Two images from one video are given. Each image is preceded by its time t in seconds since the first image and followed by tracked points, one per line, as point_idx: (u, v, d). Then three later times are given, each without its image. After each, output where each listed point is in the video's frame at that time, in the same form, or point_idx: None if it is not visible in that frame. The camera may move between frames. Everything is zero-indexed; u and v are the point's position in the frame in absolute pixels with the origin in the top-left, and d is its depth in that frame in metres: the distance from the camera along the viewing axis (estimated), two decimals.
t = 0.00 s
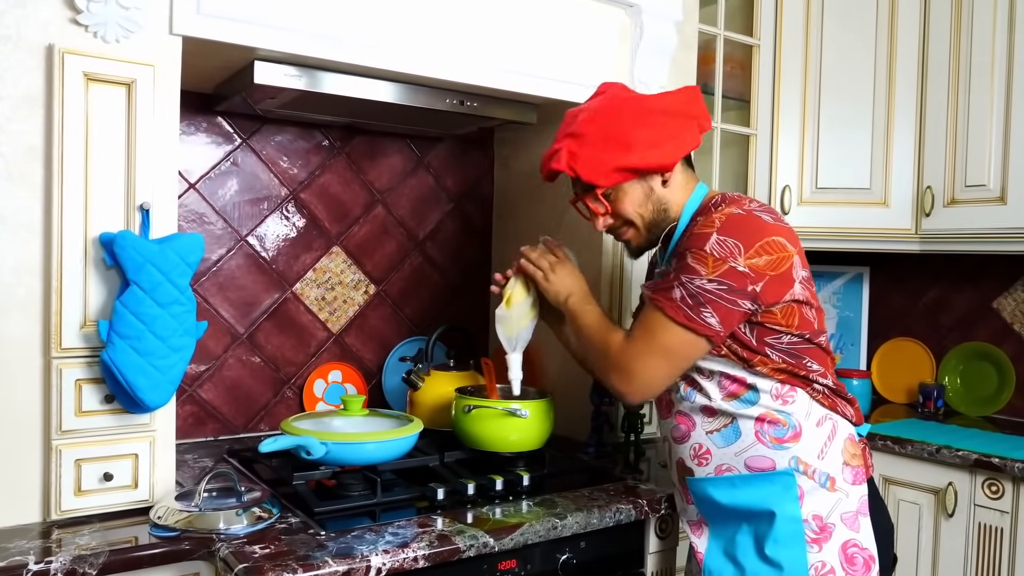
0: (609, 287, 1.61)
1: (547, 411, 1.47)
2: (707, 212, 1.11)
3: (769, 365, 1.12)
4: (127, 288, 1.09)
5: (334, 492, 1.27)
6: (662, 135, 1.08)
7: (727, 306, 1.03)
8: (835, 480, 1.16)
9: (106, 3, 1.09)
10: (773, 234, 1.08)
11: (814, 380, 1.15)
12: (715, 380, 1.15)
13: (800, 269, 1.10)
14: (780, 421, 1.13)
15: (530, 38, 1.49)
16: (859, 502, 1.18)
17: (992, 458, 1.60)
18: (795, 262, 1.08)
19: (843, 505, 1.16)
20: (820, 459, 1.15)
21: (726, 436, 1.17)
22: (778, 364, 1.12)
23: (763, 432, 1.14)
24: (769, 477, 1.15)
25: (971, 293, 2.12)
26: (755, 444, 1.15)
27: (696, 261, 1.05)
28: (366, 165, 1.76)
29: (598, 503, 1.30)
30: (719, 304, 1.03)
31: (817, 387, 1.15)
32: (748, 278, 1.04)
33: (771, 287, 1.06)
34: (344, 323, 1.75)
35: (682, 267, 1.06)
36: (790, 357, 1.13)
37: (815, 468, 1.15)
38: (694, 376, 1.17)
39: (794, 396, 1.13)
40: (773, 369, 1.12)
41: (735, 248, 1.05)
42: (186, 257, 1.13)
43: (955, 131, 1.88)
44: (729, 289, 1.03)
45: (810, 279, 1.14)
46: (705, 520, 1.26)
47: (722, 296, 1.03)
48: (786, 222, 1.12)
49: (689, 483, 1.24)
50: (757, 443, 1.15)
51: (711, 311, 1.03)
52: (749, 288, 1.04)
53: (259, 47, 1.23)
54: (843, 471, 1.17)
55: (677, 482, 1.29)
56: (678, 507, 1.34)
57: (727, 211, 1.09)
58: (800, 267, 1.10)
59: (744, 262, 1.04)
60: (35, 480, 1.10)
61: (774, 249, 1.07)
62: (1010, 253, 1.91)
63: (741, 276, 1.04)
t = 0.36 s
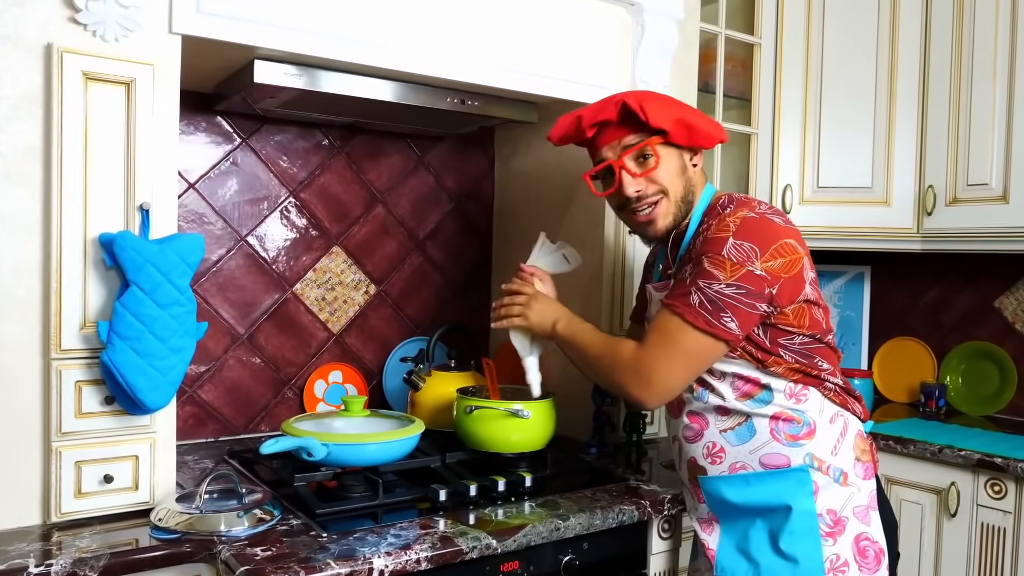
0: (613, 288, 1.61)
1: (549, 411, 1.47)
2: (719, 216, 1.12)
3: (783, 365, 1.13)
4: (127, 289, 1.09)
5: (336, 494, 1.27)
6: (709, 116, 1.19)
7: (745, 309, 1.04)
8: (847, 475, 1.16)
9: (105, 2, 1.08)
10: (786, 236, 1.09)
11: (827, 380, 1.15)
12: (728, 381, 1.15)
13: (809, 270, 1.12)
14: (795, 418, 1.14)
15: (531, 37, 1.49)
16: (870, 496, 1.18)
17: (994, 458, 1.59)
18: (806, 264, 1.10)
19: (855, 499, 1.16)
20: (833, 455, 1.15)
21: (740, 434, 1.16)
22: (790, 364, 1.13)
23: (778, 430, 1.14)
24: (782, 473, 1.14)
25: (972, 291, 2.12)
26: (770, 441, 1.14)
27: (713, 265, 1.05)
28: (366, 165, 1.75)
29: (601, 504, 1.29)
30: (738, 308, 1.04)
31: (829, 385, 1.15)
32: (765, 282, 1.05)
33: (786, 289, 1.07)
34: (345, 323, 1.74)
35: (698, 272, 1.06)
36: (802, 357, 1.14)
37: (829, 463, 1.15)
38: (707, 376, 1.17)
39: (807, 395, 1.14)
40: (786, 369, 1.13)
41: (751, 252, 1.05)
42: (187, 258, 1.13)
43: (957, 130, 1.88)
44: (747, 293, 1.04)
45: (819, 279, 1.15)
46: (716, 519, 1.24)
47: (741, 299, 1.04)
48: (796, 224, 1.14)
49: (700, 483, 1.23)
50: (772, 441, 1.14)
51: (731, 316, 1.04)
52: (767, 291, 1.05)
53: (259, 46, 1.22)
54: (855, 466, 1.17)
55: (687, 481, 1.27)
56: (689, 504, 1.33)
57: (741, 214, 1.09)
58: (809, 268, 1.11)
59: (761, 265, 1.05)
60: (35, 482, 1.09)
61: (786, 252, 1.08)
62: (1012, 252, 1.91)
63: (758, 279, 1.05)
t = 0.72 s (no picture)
0: (615, 288, 1.60)
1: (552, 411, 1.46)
2: (729, 215, 1.11)
3: (787, 364, 1.12)
4: (127, 289, 1.08)
5: (337, 495, 1.26)
6: (704, 126, 1.12)
7: (750, 309, 1.04)
8: (849, 475, 1.15)
9: None
10: (793, 237, 1.08)
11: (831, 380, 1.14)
12: (733, 379, 1.14)
13: (817, 272, 1.11)
14: (799, 417, 1.13)
15: (534, 35, 1.48)
16: (870, 498, 1.17)
17: (998, 460, 1.59)
18: (813, 266, 1.09)
19: (856, 499, 1.16)
20: (837, 455, 1.15)
21: (744, 432, 1.16)
22: (794, 364, 1.13)
23: (783, 428, 1.13)
24: (785, 469, 1.14)
25: (974, 292, 2.11)
26: (774, 439, 1.14)
27: (718, 263, 1.05)
28: (366, 164, 1.74)
29: (604, 506, 1.28)
30: (742, 308, 1.03)
31: (834, 385, 1.14)
32: (770, 282, 1.04)
33: (791, 290, 1.07)
34: (345, 323, 1.73)
35: (704, 270, 1.06)
36: (807, 357, 1.13)
37: (832, 463, 1.14)
38: (712, 374, 1.16)
39: (812, 394, 1.13)
40: (791, 368, 1.12)
41: (758, 251, 1.05)
42: (187, 257, 1.12)
43: (961, 131, 1.87)
44: (752, 292, 1.03)
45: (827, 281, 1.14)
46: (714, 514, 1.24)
47: (746, 299, 1.03)
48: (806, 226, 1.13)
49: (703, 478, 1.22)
50: (777, 439, 1.14)
51: (735, 314, 1.03)
52: (771, 292, 1.05)
53: (260, 43, 1.21)
54: (858, 467, 1.16)
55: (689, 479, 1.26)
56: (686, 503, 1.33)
57: (750, 213, 1.09)
58: (817, 270, 1.11)
59: (766, 266, 1.05)
60: (34, 483, 1.08)
61: (794, 253, 1.07)
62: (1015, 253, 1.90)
63: (763, 279, 1.04)
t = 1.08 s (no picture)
0: (620, 299, 1.58)
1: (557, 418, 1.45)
2: (717, 238, 0.96)
3: (768, 404, 1.02)
4: (128, 287, 1.06)
5: (339, 497, 1.24)
6: (716, 117, 0.96)
7: (735, 354, 0.92)
8: (802, 512, 1.04)
9: None
10: (783, 269, 0.94)
11: (801, 416, 1.03)
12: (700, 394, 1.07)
13: (812, 302, 0.97)
14: (755, 445, 1.03)
15: (541, 32, 1.46)
16: (826, 540, 1.05)
17: (1007, 466, 1.57)
18: (802, 296, 0.95)
19: (806, 539, 1.05)
20: (792, 488, 1.04)
21: (708, 449, 1.08)
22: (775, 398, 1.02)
23: (737, 452, 1.05)
24: (737, 493, 1.06)
25: (981, 295, 2.09)
26: (732, 463, 1.06)
27: (701, 304, 0.92)
28: (370, 162, 1.72)
29: (609, 510, 1.27)
30: (728, 352, 0.91)
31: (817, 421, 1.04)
32: (756, 323, 0.92)
33: (777, 330, 0.95)
34: (347, 322, 1.72)
35: (686, 310, 0.93)
36: (787, 391, 1.02)
37: (784, 496, 1.03)
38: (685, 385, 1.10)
39: (774, 423, 1.03)
40: (770, 406, 1.02)
41: (742, 290, 0.92)
42: (189, 255, 1.10)
43: (970, 132, 1.85)
44: (738, 337, 0.92)
45: (826, 309, 0.99)
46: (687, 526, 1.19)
47: (729, 344, 0.91)
48: (804, 247, 0.97)
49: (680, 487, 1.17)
50: (732, 462, 1.06)
51: (721, 361, 0.91)
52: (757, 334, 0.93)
53: (265, 39, 1.19)
54: (814, 504, 1.04)
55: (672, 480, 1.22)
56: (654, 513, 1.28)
57: (739, 239, 0.95)
58: (810, 301, 0.97)
59: (751, 307, 0.92)
60: (33, 483, 1.06)
61: (781, 288, 0.94)
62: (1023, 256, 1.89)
63: (749, 322, 0.92)
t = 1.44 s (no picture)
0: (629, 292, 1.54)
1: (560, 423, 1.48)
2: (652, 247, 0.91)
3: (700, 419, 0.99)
4: (131, 284, 1.05)
5: (341, 499, 1.23)
6: (688, 108, 0.88)
7: (627, 368, 0.88)
8: (742, 537, 1.01)
9: None
10: (705, 294, 0.87)
11: (740, 438, 0.97)
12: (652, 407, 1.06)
13: (744, 332, 0.89)
14: (694, 464, 1.01)
15: (549, 30, 1.45)
16: (768, 568, 1.01)
17: (1017, 474, 1.55)
18: (729, 325, 0.88)
19: (746, 567, 1.01)
20: (732, 512, 1.01)
21: (658, 462, 1.08)
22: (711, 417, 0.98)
23: (678, 470, 1.04)
24: (684, 511, 1.06)
25: (991, 301, 2.08)
26: (676, 479, 1.05)
27: (604, 308, 0.89)
28: (375, 160, 1.71)
29: (615, 515, 1.25)
30: (618, 363, 0.88)
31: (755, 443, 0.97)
32: (657, 343, 0.87)
33: (688, 355, 0.89)
34: (350, 322, 1.70)
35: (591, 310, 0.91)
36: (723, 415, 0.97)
37: (723, 519, 1.02)
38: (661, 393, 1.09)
39: (710, 442, 1.00)
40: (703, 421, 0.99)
41: (649, 306, 0.87)
42: (192, 253, 1.08)
43: (983, 137, 1.83)
44: (632, 351, 0.88)
45: (768, 338, 0.91)
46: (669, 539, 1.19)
47: (624, 355, 0.88)
48: (750, 270, 0.89)
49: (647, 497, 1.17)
50: (675, 478, 1.05)
51: (607, 367, 0.89)
52: (658, 354, 0.88)
53: (271, 34, 1.18)
54: (754, 530, 1.01)
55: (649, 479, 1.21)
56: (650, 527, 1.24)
57: (661, 250, 0.89)
58: (741, 330, 0.89)
59: (654, 324, 0.87)
60: (32, 482, 1.05)
61: (698, 313, 0.87)
62: None
63: (649, 340, 0.87)
